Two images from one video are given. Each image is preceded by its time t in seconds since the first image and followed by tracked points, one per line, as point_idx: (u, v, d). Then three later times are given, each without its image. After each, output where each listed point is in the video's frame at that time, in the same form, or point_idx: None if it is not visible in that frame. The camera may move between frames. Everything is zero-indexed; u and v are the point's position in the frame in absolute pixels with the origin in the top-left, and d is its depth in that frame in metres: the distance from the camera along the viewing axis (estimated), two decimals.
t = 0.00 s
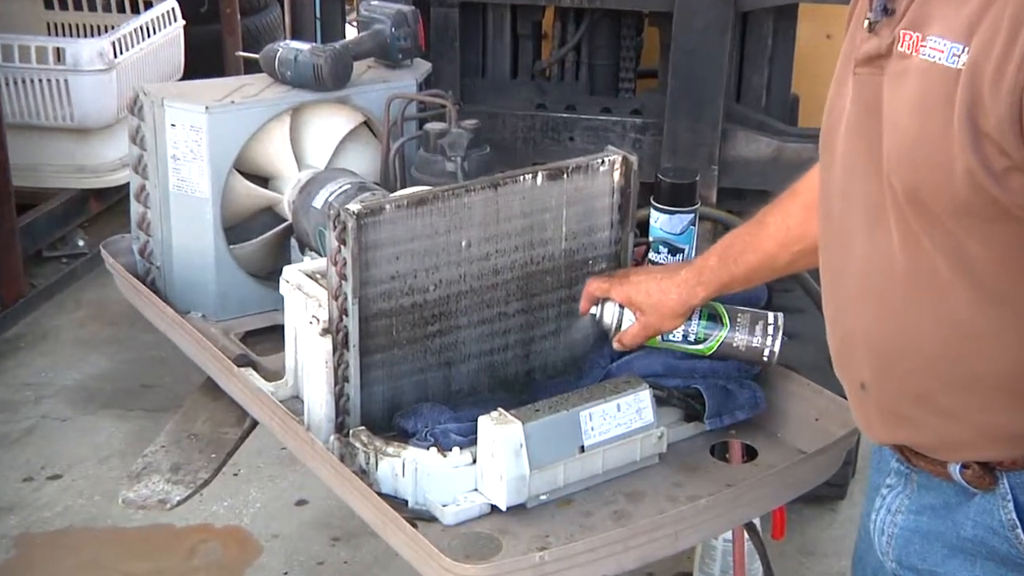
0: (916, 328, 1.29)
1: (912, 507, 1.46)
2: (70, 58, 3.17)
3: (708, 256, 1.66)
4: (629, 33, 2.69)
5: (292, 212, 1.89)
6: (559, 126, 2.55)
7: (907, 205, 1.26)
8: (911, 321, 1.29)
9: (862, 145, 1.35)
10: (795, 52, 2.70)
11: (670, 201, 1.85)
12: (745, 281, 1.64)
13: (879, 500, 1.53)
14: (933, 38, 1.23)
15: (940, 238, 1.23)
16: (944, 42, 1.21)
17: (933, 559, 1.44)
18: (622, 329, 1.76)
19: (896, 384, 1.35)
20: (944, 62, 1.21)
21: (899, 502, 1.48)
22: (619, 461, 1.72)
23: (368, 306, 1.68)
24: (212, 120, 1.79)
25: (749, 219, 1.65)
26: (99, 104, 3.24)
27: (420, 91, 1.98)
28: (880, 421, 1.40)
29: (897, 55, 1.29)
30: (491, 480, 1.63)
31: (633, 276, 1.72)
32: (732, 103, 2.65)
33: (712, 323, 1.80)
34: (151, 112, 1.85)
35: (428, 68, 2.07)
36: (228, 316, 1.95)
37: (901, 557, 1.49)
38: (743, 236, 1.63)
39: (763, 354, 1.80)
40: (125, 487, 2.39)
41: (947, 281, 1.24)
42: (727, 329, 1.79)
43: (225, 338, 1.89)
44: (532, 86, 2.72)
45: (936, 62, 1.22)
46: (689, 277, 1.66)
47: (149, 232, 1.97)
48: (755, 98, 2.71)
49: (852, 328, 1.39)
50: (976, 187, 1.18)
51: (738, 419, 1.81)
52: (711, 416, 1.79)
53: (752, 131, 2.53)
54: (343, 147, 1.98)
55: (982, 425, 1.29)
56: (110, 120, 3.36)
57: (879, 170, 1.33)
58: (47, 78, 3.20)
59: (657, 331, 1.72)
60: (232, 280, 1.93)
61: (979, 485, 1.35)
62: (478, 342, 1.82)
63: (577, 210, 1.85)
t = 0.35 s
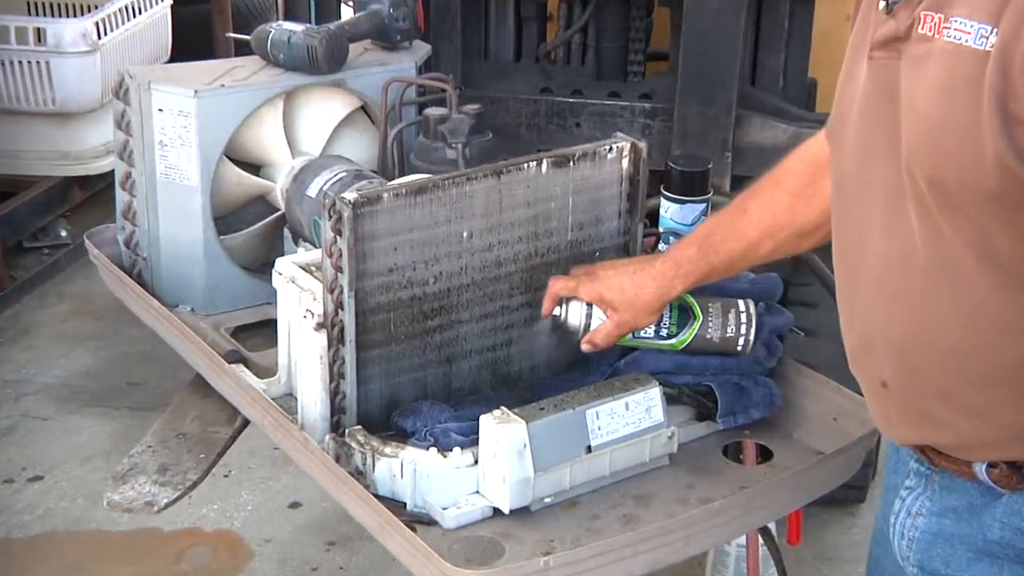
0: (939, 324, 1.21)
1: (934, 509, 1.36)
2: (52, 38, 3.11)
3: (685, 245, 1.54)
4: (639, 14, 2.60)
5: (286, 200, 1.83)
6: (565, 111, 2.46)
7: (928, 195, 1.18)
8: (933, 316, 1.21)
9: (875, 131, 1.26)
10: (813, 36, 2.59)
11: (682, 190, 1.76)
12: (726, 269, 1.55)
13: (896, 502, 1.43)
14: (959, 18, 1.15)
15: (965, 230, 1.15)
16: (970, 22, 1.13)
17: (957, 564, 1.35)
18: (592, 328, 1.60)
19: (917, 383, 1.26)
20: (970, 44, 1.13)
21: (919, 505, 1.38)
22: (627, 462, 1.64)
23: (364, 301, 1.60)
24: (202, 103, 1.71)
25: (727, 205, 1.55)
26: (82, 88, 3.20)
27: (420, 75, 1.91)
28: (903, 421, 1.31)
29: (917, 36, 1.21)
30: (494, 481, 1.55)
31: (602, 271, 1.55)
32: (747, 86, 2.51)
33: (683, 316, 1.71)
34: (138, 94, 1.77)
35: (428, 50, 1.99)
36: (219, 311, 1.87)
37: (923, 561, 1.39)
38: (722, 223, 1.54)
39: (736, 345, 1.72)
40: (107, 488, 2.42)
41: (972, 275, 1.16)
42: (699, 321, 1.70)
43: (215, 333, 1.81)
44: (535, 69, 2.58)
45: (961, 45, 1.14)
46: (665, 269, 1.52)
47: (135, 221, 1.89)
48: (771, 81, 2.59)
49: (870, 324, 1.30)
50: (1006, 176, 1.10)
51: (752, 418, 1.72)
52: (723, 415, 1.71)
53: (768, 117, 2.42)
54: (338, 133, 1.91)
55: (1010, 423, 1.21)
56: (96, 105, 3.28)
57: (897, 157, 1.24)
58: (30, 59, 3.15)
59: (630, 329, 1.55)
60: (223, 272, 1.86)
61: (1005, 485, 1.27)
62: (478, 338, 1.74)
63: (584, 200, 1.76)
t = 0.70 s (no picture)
0: (959, 323, 1.12)
1: (951, 519, 1.28)
2: (36, 25, 2.87)
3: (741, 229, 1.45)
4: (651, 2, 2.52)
5: (281, 195, 1.75)
6: (573, 101, 2.32)
7: (948, 186, 1.08)
8: (953, 315, 1.12)
9: (889, 118, 1.16)
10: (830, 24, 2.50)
11: (694, 185, 1.69)
12: (778, 259, 1.44)
13: (911, 511, 1.34)
14: None
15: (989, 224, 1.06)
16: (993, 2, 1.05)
17: None
18: (631, 291, 1.48)
19: (933, 387, 1.17)
20: (991, 26, 1.05)
21: (935, 514, 1.30)
22: (636, 469, 1.57)
23: (362, 299, 1.53)
24: (192, 93, 1.65)
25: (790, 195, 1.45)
26: (69, 78, 2.94)
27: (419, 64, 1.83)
28: (916, 424, 1.22)
29: (937, 17, 1.11)
30: (497, 490, 1.48)
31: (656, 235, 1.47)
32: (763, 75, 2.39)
33: (728, 308, 1.55)
34: (127, 83, 1.70)
35: (429, 37, 1.93)
36: (209, 310, 1.80)
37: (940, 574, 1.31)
38: (784, 210, 1.44)
39: (776, 355, 1.56)
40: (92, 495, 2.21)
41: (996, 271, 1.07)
42: (742, 318, 1.55)
43: (206, 333, 1.73)
44: (542, 56, 2.47)
45: (982, 27, 1.05)
46: (715, 247, 1.43)
47: (123, 216, 1.81)
48: (788, 74, 2.51)
49: (882, 323, 1.20)
50: None
51: (765, 425, 1.65)
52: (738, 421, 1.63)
53: (785, 108, 2.29)
54: (336, 124, 1.84)
55: None
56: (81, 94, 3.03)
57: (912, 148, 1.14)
58: (10, 48, 2.90)
59: (670, 301, 1.45)
60: (214, 269, 1.78)
61: None
62: (481, 340, 1.66)
63: (593, 194, 1.68)
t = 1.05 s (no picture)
0: (992, 325, 1.04)
1: (984, 536, 1.20)
2: (19, 14, 2.74)
3: (785, 228, 1.39)
4: None
5: (278, 192, 1.69)
6: (583, 94, 2.15)
7: (980, 181, 1.01)
8: (987, 318, 1.04)
9: (924, 106, 1.08)
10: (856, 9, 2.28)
11: (711, 181, 1.61)
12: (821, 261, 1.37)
13: (938, 525, 1.26)
14: None
15: None
16: None
17: None
18: (669, 283, 1.47)
19: (961, 395, 1.09)
20: None
21: (964, 530, 1.21)
22: (649, 479, 1.49)
23: (363, 301, 1.46)
24: (184, 85, 1.58)
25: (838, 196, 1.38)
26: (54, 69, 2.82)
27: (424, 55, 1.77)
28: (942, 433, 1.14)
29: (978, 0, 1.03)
30: (503, 500, 1.41)
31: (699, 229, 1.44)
32: (783, 66, 2.21)
33: (768, 315, 1.51)
34: (117, 75, 1.64)
35: (431, 25, 1.86)
36: (201, 312, 1.72)
37: None
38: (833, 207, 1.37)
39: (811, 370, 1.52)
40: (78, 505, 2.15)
41: None
42: (781, 327, 1.51)
43: (199, 336, 1.66)
44: (550, 47, 2.25)
45: None
46: (756, 245, 1.39)
47: (113, 214, 1.74)
48: (809, 64, 2.29)
49: (911, 322, 1.12)
50: None
51: (786, 431, 1.57)
52: (755, 428, 1.55)
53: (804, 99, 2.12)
54: (335, 118, 1.78)
55: None
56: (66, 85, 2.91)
57: (949, 138, 1.05)
58: None
59: (707, 298, 1.43)
60: (207, 269, 1.71)
61: None
62: (487, 343, 1.58)
63: (603, 191, 1.61)
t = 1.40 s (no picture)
0: None
1: None
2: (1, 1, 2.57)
3: (735, 228, 1.30)
4: None
5: (273, 188, 1.62)
6: (592, 86, 2.07)
7: None
8: None
9: (971, 98, 0.99)
10: None
11: (727, 177, 1.55)
12: (772, 265, 1.29)
13: (979, 548, 1.20)
14: None
15: None
16: None
17: None
18: (602, 293, 1.29)
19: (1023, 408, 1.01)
20: None
21: (1008, 551, 1.15)
22: (662, 488, 1.42)
23: (362, 302, 1.39)
24: (175, 75, 1.51)
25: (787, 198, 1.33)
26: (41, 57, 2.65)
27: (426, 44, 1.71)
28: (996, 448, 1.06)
29: None
30: (509, 511, 1.34)
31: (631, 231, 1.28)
32: (804, 57, 2.12)
33: (708, 322, 1.39)
34: (105, 65, 1.57)
35: (433, 14, 1.79)
36: (193, 315, 1.65)
37: None
38: (783, 210, 1.31)
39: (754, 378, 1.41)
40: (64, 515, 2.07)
41: None
42: (722, 333, 1.39)
43: (189, 339, 1.60)
44: (560, 36, 2.16)
45: None
46: (702, 248, 1.27)
47: (101, 210, 1.68)
48: (830, 54, 2.21)
49: (955, 327, 1.04)
50: None
51: (806, 439, 1.50)
52: (772, 436, 1.48)
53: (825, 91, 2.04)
54: (334, 110, 1.71)
55: None
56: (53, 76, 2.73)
57: (1001, 131, 0.97)
58: None
59: (647, 307, 1.28)
60: (199, 268, 1.64)
61: None
62: (493, 346, 1.51)
63: (615, 187, 1.54)
